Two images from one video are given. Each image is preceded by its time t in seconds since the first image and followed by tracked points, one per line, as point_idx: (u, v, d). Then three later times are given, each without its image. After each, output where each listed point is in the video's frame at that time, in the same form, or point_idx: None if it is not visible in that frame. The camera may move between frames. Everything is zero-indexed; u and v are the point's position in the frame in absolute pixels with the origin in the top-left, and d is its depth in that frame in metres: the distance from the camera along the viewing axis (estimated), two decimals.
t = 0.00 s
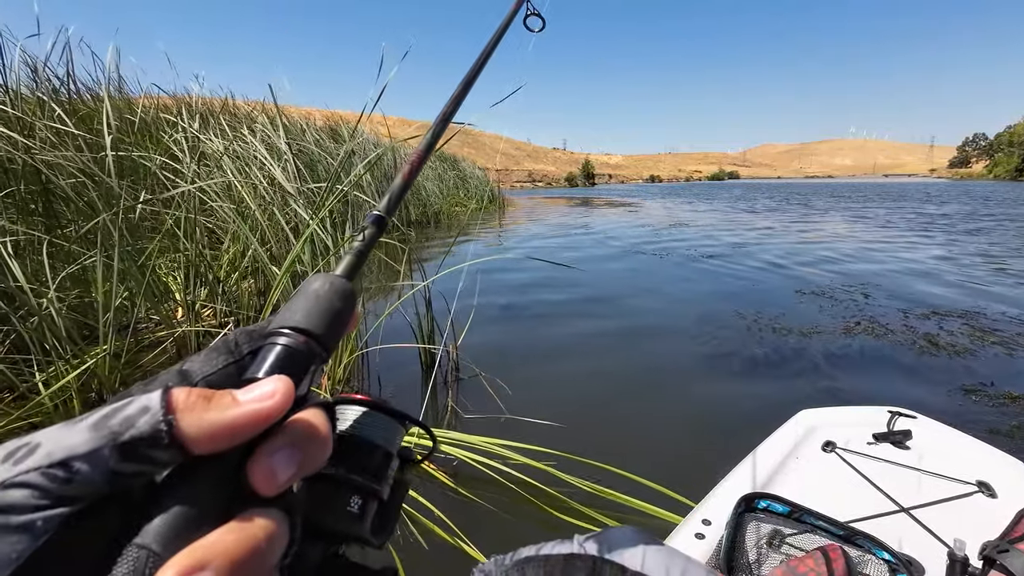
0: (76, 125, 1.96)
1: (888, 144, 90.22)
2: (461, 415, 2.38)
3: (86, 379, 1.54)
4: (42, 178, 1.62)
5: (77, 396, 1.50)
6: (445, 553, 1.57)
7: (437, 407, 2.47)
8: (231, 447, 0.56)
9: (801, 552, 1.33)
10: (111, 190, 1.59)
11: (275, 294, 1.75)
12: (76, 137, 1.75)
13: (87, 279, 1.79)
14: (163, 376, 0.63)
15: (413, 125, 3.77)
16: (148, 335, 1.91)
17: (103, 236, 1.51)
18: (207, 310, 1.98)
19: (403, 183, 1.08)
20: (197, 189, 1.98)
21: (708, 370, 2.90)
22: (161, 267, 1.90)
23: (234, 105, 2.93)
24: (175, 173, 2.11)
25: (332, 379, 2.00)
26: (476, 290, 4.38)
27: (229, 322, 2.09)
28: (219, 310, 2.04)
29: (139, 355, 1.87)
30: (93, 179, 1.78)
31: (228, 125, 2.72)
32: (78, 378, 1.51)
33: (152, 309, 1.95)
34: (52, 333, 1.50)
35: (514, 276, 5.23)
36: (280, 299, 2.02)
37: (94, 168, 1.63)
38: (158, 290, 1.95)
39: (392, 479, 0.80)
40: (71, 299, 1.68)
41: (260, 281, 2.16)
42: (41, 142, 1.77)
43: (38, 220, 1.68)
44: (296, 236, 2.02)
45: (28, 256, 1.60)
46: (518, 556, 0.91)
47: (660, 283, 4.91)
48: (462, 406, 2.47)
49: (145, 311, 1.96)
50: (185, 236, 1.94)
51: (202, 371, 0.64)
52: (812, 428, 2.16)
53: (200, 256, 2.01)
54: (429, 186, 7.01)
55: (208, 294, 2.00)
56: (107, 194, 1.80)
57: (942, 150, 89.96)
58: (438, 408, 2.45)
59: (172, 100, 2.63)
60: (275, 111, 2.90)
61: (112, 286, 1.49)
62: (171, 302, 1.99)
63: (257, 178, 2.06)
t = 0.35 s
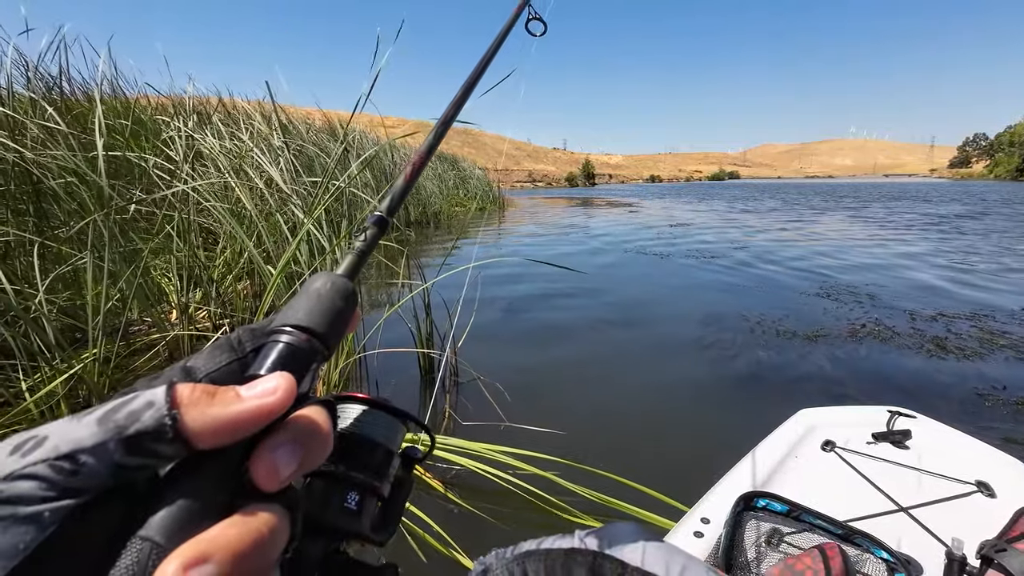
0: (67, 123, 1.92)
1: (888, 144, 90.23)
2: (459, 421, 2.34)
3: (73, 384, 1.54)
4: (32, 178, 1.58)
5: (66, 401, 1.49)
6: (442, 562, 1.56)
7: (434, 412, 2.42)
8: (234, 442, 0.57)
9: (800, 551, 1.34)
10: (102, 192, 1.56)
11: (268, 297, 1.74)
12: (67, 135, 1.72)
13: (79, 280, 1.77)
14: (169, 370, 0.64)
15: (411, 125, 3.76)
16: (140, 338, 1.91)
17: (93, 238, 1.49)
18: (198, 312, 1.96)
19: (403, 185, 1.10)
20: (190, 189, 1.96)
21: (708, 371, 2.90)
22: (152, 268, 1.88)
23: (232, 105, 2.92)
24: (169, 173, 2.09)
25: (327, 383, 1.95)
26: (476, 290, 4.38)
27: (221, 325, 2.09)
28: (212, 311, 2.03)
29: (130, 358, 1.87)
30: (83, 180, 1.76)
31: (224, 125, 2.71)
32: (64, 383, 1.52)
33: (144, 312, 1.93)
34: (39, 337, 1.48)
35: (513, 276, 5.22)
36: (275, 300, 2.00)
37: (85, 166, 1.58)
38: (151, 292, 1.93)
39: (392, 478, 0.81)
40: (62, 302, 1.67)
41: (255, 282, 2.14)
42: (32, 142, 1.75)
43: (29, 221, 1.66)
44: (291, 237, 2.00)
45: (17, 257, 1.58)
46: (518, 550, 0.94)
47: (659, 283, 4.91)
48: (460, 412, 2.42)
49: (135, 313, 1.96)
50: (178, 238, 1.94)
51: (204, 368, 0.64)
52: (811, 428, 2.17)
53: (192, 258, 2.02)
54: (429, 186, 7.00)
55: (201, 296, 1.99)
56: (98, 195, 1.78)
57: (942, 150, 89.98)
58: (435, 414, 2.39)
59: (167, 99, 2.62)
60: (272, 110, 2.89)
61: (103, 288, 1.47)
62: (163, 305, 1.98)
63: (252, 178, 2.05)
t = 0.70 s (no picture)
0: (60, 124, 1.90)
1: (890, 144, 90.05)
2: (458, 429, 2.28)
3: (59, 392, 1.51)
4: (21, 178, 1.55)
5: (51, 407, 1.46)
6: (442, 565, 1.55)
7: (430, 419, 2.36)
8: (239, 439, 0.56)
9: (802, 552, 1.33)
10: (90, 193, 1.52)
11: (262, 302, 1.72)
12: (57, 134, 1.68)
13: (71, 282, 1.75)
14: (173, 370, 0.63)
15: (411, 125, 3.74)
16: (133, 341, 1.89)
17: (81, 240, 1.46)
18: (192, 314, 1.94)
19: (407, 186, 1.09)
20: (184, 189, 1.93)
21: (709, 373, 2.89)
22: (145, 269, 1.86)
23: (230, 106, 2.91)
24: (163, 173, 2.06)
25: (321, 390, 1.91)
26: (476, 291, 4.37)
27: (216, 327, 2.08)
28: (206, 313, 2.01)
29: (122, 362, 1.85)
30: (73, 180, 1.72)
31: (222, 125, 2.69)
32: (51, 389, 1.49)
33: (136, 314, 1.91)
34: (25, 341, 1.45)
35: (514, 277, 5.20)
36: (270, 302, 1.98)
37: (74, 165, 1.55)
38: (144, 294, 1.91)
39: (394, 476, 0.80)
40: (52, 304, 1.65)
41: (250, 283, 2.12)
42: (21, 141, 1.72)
43: (19, 221, 1.63)
44: (287, 239, 1.98)
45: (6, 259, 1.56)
46: (519, 549, 0.92)
47: (660, 284, 4.90)
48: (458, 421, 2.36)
49: (128, 316, 1.94)
50: (172, 239, 1.92)
51: (209, 366, 0.64)
52: (814, 428, 2.17)
53: (186, 258, 2.00)
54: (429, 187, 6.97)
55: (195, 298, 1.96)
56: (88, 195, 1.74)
57: (943, 150, 89.87)
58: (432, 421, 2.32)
59: (165, 98, 2.60)
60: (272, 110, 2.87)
61: (94, 291, 1.45)
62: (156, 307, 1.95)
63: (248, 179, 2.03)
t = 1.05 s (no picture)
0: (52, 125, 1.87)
1: (890, 143, 89.98)
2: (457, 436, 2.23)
3: (45, 399, 1.50)
4: (11, 180, 1.52)
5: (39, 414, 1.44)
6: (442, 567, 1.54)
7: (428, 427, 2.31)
8: (244, 442, 0.56)
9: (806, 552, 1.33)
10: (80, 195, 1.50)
11: (257, 306, 1.71)
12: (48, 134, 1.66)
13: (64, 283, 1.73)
14: (178, 372, 0.63)
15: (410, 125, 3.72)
16: (125, 345, 1.88)
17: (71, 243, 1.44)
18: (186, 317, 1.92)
19: (411, 189, 1.09)
20: (179, 190, 1.91)
21: (711, 374, 2.88)
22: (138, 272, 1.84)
23: (229, 107, 2.90)
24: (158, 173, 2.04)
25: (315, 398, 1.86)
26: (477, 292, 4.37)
27: (211, 328, 2.07)
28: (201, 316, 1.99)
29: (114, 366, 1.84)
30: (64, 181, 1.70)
31: (218, 126, 2.67)
32: (37, 396, 1.47)
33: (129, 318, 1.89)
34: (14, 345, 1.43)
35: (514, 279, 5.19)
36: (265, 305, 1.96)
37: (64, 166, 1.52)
38: (139, 296, 1.89)
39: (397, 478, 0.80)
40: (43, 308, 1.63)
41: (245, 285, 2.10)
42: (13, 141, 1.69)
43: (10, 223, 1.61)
44: (284, 241, 1.97)
45: None
46: (524, 551, 0.91)
47: (661, 285, 4.88)
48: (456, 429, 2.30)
49: (120, 318, 1.93)
50: (166, 241, 1.91)
51: (216, 369, 0.63)
52: (816, 428, 2.17)
53: (181, 260, 1.99)
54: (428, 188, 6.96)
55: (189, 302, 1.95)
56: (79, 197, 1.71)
57: (942, 150, 89.92)
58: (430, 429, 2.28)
59: (161, 99, 2.58)
60: (269, 110, 2.85)
61: (85, 294, 1.43)
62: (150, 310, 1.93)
63: (245, 182, 2.01)
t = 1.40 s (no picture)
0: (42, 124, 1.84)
1: (892, 144, 89.83)
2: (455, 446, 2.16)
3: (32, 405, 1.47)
4: None
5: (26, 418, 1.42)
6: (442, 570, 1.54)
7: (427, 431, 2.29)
8: (249, 446, 0.56)
9: (809, 555, 1.31)
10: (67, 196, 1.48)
11: (250, 307, 1.68)
12: (37, 134, 1.63)
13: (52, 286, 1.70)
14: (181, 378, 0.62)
15: (409, 124, 3.70)
16: (116, 350, 1.87)
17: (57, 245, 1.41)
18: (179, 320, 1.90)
19: (416, 193, 1.09)
20: (171, 189, 1.89)
21: (712, 376, 2.87)
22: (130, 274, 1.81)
23: (227, 106, 2.89)
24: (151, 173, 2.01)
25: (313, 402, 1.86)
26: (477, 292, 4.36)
27: (206, 331, 2.06)
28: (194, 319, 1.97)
29: (105, 371, 1.82)
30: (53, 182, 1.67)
31: (215, 126, 2.65)
32: (22, 402, 1.45)
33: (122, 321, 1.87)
34: None
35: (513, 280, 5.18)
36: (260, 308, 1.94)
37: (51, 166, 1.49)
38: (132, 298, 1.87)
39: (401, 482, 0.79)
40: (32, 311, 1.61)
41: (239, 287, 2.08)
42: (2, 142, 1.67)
43: None
44: (278, 241, 1.94)
45: None
46: (525, 555, 0.89)
47: (662, 286, 4.87)
48: (456, 437, 2.25)
49: (111, 322, 1.92)
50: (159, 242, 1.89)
51: (220, 373, 0.63)
52: (819, 430, 2.15)
53: (174, 262, 1.98)
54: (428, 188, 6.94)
55: (182, 304, 1.93)
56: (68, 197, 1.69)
57: (945, 151, 89.73)
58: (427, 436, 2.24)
59: (159, 97, 2.56)
60: (266, 109, 2.84)
61: (72, 297, 1.41)
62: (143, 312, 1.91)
63: (240, 182, 1.99)
